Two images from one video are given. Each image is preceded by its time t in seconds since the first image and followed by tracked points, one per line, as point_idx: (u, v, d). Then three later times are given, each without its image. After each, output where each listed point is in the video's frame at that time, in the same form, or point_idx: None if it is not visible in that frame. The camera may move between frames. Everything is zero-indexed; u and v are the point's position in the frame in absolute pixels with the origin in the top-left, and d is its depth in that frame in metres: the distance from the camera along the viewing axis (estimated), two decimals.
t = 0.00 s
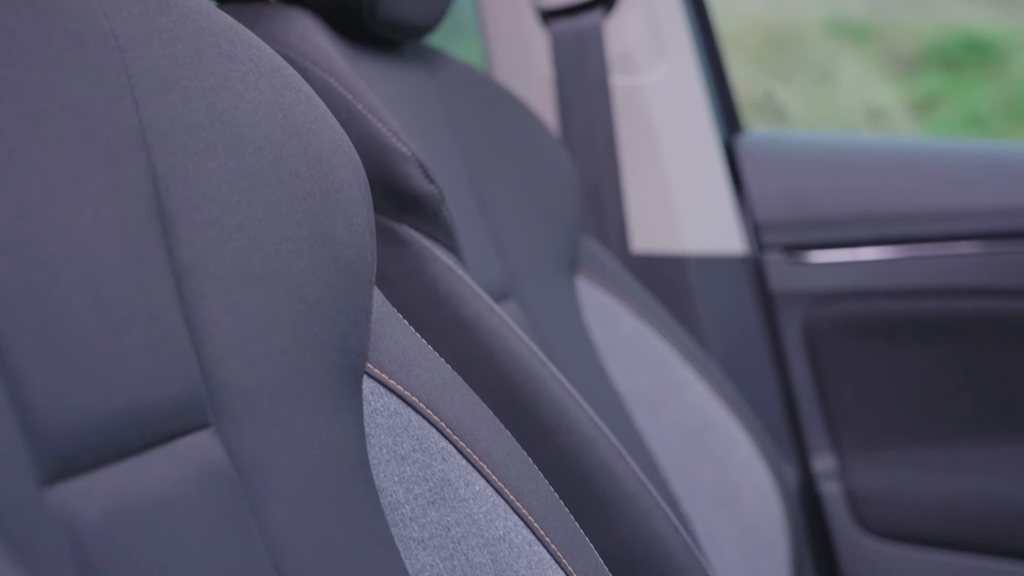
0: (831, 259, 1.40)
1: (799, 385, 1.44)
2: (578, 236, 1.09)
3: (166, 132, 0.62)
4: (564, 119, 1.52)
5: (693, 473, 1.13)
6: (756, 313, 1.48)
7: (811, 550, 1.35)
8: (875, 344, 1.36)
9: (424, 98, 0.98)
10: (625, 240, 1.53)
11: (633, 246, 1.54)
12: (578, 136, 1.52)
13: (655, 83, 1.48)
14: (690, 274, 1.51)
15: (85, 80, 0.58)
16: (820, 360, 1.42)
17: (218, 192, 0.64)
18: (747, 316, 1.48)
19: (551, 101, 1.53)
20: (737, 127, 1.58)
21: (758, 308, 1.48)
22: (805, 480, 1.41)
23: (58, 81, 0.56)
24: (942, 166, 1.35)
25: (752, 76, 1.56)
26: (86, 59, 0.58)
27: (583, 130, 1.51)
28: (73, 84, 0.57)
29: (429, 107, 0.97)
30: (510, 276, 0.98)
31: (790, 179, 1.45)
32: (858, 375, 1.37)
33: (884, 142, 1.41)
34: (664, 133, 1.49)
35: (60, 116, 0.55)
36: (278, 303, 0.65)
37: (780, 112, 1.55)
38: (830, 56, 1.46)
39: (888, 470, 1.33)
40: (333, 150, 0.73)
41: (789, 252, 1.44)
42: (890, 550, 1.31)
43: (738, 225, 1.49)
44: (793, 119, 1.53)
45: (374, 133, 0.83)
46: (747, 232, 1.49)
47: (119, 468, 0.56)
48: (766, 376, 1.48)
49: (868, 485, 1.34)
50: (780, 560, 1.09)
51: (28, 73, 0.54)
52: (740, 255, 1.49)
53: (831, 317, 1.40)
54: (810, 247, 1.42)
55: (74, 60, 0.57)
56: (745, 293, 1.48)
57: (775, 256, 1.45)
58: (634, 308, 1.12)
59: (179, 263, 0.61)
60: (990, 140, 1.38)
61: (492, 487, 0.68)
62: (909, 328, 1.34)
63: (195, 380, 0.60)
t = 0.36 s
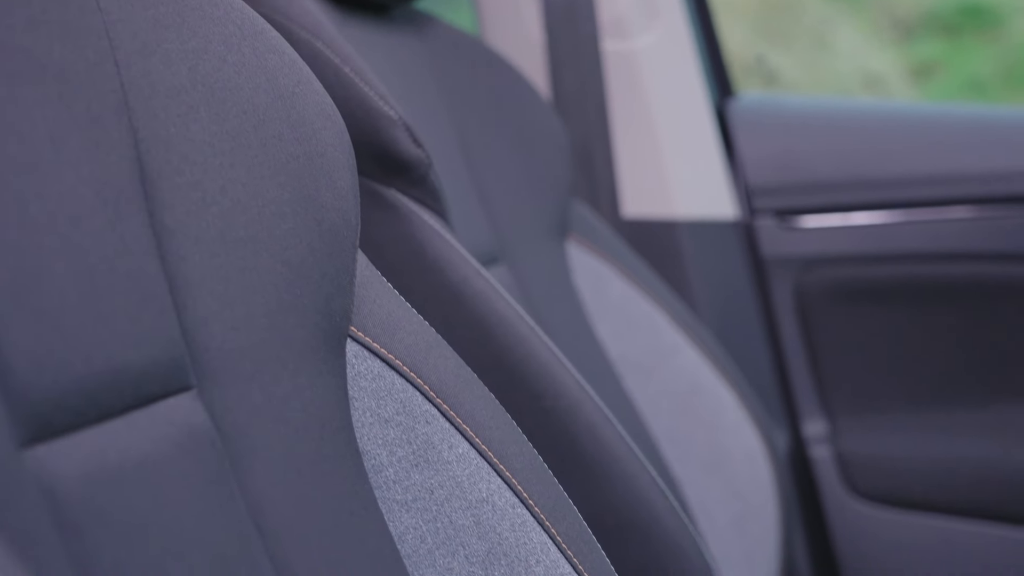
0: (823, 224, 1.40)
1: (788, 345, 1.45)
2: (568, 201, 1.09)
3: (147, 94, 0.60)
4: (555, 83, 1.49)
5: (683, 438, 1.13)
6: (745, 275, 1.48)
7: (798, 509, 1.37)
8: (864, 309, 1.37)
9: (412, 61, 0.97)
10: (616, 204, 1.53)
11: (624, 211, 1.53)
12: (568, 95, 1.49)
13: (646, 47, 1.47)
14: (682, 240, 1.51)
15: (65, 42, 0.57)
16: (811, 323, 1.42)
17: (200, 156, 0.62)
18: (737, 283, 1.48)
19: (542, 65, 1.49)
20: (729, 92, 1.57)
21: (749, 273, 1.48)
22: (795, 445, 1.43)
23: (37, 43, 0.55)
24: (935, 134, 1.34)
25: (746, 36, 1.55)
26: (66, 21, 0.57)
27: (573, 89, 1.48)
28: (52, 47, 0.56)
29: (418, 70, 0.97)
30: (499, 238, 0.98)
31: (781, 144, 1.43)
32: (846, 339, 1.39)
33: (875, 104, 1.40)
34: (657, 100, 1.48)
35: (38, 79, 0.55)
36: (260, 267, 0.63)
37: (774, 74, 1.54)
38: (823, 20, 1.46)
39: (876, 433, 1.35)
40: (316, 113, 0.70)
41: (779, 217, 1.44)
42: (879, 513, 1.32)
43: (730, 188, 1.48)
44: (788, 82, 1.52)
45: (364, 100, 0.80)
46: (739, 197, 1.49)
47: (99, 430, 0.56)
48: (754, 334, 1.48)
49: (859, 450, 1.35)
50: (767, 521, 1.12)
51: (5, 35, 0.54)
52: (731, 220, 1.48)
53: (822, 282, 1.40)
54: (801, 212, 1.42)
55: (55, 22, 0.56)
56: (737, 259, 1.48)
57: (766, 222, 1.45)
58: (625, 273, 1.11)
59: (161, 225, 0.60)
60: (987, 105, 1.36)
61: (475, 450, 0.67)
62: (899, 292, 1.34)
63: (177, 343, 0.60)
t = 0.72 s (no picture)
0: (813, 188, 1.40)
1: (777, 309, 1.45)
2: (557, 166, 1.09)
3: (130, 56, 0.59)
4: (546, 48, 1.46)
5: (672, 403, 1.13)
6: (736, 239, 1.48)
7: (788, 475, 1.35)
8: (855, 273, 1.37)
9: (400, 22, 0.96)
10: (607, 170, 1.50)
11: (615, 176, 1.51)
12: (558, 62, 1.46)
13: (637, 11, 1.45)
14: (673, 206, 1.49)
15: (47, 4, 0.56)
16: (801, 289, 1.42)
17: (183, 119, 0.61)
18: (727, 247, 1.48)
19: (531, 28, 1.47)
20: (721, 58, 1.55)
21: (740, 237, 1.48)
22: (785, 409, 1.41)
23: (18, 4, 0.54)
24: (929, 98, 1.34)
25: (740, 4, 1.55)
26: None
27: (564, 56, 1.46)
28: (33, 8, 0.55)
29: (405, 30, 0.96)
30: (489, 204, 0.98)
31: (770, 109, 1.43)
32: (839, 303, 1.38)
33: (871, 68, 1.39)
34: (649, 69, 1.46)
35: (20, 42, 0.54)
36: (244, 231, 0.62)
37: (768, 41, 1.54)
38: None
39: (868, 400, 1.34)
40: (301, 77, 0.69)
41: (770, 181, 1.44)
42: (866, 479, 1.31)
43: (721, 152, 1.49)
44: (783, 48, 1.51)
45: (352, 66, 0.78)
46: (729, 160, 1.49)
47: (81, 392, 0.56)
48: (741, 298, 1.48)
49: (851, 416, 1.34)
50: (758, 486, 1.10)
51: None
52: (720, 185, 1.48)
53: (813, 246, 1.40)
54: (792, 176, 1.42)
55: None
56: (727, 222, 1.48)
57: (757, 186, 1.45)
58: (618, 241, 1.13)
59: (144, 189, 0.59)
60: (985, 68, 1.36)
61: (459, 414, 0.66)
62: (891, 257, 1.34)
63: (159, 306, 0.59)
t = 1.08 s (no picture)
0: (803, 153, 1.40)
1: (768, 275, 1.45)
2: (548, 131, 1.09)
3: (114, 19, 0.59)
4: (538, 16, 1.56)
5: (661, 369, 1.12)
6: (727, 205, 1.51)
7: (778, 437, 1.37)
8: (846, 242, 1.37)
9: None
10: (598, 133, 1.62)
11: (606, 140, 1.62)
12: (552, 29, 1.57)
13: None
14: (663, 170, 1.57)
15: None
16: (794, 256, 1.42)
17: (167, 84, 0.60)
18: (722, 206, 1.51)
19: None
20: (711, 22, 1.54)
21: (732, 201, 1.50)
22: (776, 373, 1.43)
23: None
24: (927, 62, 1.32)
25: None
26: None
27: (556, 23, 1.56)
28: None
29: None
30: (479, 171, 1.00)
31: (765, 75, 1.42)
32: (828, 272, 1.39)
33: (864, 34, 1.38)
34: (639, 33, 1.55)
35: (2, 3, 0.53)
36: (227, 194, 0.62)
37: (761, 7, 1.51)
38: None
39: (862, 366, 1.35)
40: (286, 41, 0.67)
41: (762, 147, 1.43)
42: (853, 444, 1.31)
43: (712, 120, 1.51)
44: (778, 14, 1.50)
45: (337, 28, 0.77)
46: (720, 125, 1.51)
47: (65, 356, 0.56)
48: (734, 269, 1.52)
49: (840, 381, 1.36)
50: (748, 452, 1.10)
51: None
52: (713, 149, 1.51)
53: (803, 212, 1.40)
54: (785, 142, 1.41)
55: None
56: (720, 187, 1.50)
57: (749, 152, 1.44)
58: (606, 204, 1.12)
59: (127, 153, 0.59)
60: (980, 34, 1.34)
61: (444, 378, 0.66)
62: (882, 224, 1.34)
63: (142, 269, 0.59)
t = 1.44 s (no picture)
0: (800, 118, 1.40)
1: (761, 235, 1.48)
2: (542, 98, 1.12)
3: None
4: None
5: (654, 336, 1.16)
6: (723, 169, 1.50)
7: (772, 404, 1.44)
8: (839, 205, 1.40)
9: None
10: (592, 100, 1.57)
11: (600, 106, 1.58)
12: None
13: None
14: (658, 133, 1.53)
15: None
16: (789, 222, 1.44)
17: (150, 48, 0.60)
18: (713, 175, 1.51)
19: None
20: None
21: (726, 164, 1.49)
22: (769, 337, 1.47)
23: None
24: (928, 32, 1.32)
25: None
26: None
27: None
28: None
29: None
30: (473, 134, 1.01)
31: (757, 41, 1.41)
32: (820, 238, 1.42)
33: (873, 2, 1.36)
34: None
35: None
36: (211, 158, 0.61)
37: None
38: None
39: (852, 330, 1.40)
40: (270, 5, 0.66)
41: (756, 113, 1.43)
42: (837, 406, 1.38)
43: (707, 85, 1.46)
44: None
45: None
46: (715, 91, 1.46)
47: (46, 319, 0.56)
48: (726, 233, 1.52)
49: (835, 347, 1.40)
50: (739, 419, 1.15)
51: None
52: (705, 114, 1.49)
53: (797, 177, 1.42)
54: (778, 108, 1.41)
55: None
56: (715, 151, 1.50)
57: (743, 118, 1.44)
58: (598, 168, 1.14)
59: (110, 116, 0.58)
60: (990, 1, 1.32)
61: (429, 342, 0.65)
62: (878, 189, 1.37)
63: (124, 232, 0.59)
